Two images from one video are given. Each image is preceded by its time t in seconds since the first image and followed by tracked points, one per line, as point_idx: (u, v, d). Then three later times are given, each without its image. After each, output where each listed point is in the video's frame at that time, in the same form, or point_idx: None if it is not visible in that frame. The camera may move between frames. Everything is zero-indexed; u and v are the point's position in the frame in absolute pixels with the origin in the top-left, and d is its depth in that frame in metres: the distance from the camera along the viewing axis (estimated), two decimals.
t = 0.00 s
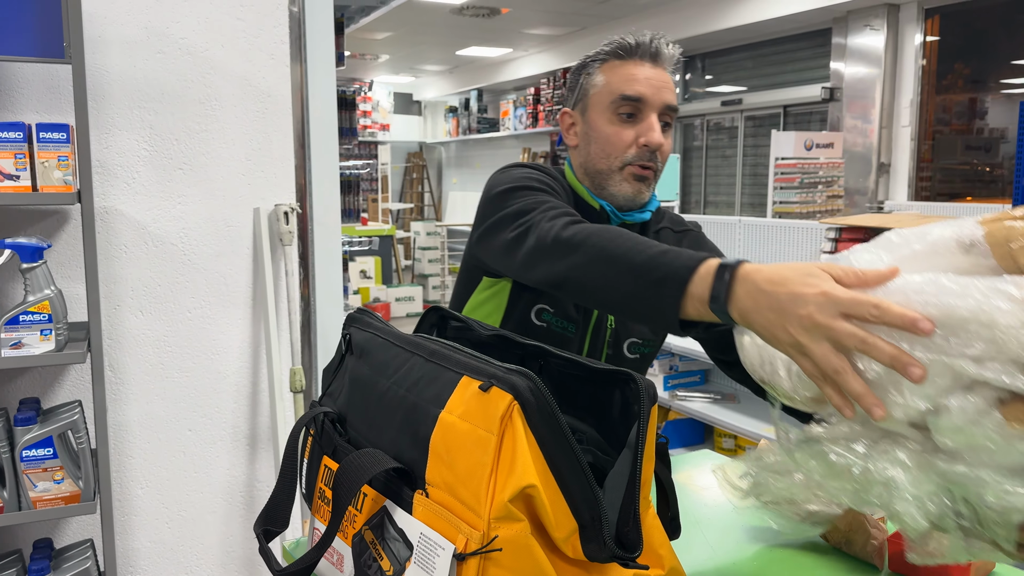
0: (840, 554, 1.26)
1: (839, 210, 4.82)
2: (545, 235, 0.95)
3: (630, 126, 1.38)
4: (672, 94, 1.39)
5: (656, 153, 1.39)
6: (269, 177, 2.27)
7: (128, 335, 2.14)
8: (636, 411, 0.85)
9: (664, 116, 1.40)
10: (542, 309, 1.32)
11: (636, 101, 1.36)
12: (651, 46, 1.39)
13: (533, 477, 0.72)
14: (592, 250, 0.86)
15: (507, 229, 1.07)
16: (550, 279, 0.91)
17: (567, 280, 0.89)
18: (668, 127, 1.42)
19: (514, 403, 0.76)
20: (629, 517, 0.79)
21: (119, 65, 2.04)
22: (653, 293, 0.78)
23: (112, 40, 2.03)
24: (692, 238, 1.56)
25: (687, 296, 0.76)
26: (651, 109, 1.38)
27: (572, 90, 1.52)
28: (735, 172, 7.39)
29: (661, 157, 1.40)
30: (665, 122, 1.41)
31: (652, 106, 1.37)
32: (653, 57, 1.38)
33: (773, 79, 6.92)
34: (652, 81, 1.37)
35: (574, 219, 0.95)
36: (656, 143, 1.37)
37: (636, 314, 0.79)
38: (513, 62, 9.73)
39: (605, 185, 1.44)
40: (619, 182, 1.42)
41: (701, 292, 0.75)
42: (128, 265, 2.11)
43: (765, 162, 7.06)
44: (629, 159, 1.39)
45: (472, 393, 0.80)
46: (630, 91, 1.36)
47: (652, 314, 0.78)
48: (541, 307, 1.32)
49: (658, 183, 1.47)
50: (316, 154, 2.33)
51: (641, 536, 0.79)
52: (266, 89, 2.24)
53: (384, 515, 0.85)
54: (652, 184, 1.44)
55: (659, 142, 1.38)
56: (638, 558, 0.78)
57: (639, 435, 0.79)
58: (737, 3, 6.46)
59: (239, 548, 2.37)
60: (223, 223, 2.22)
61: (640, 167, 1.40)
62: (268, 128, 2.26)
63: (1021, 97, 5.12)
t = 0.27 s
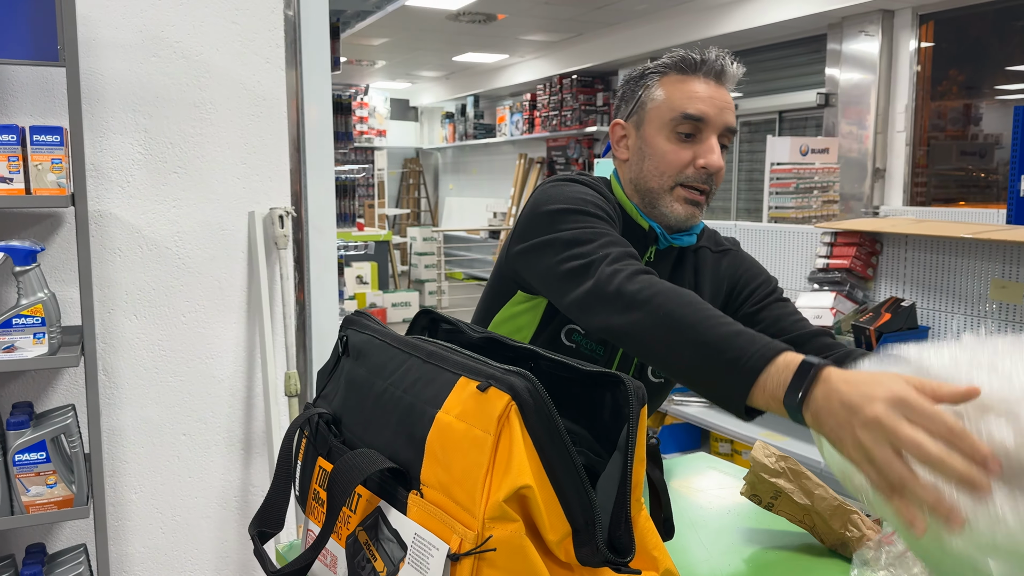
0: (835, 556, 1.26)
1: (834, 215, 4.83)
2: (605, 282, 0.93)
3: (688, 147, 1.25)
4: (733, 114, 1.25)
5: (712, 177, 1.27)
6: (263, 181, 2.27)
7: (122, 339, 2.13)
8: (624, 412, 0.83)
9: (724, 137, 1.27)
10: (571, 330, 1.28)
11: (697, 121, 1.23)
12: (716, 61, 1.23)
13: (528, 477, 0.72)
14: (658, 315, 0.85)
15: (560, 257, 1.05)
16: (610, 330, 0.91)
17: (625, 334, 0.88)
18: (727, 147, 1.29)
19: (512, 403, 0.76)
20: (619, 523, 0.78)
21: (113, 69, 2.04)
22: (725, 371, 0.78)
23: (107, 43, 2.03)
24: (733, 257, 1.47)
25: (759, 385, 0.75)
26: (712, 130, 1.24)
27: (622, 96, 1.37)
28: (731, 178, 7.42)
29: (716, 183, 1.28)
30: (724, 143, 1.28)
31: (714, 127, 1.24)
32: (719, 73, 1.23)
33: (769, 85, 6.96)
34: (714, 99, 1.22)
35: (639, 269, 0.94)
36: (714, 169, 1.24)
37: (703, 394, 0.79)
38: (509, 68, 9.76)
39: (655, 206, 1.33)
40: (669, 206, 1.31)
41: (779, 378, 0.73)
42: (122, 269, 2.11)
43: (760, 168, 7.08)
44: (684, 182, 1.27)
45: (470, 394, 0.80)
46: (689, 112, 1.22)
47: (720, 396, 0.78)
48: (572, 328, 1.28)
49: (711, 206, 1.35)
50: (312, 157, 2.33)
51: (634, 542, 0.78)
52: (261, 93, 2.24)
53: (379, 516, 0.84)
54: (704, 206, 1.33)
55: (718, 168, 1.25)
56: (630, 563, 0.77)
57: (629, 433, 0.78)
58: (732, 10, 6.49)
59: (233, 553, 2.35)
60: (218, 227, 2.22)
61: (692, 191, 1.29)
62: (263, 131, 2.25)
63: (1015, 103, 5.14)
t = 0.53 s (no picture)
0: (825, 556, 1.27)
1: (828, 218, 4.84)
2: (601, 299, 0.97)
3: (692, 160, 1.25)
4: (740, 126, 1.24)
5: (716, 191, 1.27)
6: (256, 183, 2.27)
7: (114, 342, 2.12)
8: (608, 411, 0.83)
9: (729, 149, 1.27)
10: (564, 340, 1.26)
11: (701, 134, 1.22)
12: (723, 71, 1.22)
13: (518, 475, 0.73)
14: (657, 338, 0.90)
15: (555, 266, 1.08)
16: (605, 346, 0.95)
17: (622, 347, 0.93)
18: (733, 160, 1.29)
19: (503, 402, 0.76)
20: (607, 523, 0.78)
21: (106, 71, 2.04)
22: (720, 401, 0.84)
23: (99, 46, 2.03)
24: (731, 266, 1.45)
25: (755, 419, 0.82)
26: (717, 142, 1.24)
27: (628, 103, 1.35)
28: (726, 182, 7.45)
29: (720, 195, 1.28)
30: (729, 155, 1.27)
31: (718, 140, 1.23)
32: (726, 83, 1.21)
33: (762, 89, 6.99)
34: (720, 112, 1.22)
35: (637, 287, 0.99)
36: (717, 183, 1.24)
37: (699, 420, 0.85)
38: (504, 72, 9.79)
39: (657, 218, 1.32)
40: (673, 219, 1.30)
41: (775, 414, 0.81)
42: (115, 272, 2.10)
43: (755, 172, 7.11)
44: (687, 196, 1.27)
45: (462, 393, 0.81)
46: (694, 124, 1.22)
47: (711, 423, 0.85)
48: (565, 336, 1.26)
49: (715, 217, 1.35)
50: (304, 160, 2.33)
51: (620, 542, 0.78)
52: (253, 96, 2.24)
53: (368, 515, 0.84)
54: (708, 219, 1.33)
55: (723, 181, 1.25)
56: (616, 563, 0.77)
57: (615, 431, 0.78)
58: (726, 14, 6.53)
59: (226, 556, 2.34)
60: (211, 229, 2.21)
61: (696, 204, 1.29)
62: (256, 134, 2.26)
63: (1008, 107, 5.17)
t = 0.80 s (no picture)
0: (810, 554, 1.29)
1: (820, 221, 4.86)
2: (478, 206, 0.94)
3: (592, 152, 1.26)
4: (642, 117, 1.23)
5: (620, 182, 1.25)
6: (248, 186, 2.27)
7: (106, 344, 2.12)
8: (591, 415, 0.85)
9: (634, 141, 1.24)
10: (521, 321, 1.27)
11: (596, 125, 1.24)
12: (621, 65, 1.24)
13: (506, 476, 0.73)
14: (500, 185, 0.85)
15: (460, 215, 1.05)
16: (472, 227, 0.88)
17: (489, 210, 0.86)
18: (644, 152, 1.25)
19: (493, 403, 0.77)
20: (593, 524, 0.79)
21: (96, 73, 2.04)
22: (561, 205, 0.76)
23: (90, 48, 2.03)
24: (692, 253, 1.43)
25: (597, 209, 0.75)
26: (613, 132, 1.24)
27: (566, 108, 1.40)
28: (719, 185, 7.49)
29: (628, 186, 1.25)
30: (636, 146, 1.25)
31: (614, 129, 1.23)
32: (619, 75, 1.23)
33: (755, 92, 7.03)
34: (612, 103, 1.23)
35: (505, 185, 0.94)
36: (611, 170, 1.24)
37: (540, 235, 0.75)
38: (498, 75, 9.81)
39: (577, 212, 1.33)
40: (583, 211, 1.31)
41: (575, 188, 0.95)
42: (106, 274, 2.10)
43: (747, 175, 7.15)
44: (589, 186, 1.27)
45: (453, 394, 0.81)
46: (590, 118, 1.24)
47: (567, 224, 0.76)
48: (521, 319, 1.27)
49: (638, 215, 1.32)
50: (297, 163, 2.34)
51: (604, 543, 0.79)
52: (245, 98, 2.25)
53: (357, 515, 0.85)
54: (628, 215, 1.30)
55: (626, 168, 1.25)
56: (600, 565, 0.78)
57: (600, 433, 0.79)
58: (718, 18, 6.56)
59: (217, 559, 2.34)
60: (202, 232, 2.21)
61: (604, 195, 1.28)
62: (247, 137, 2.26)
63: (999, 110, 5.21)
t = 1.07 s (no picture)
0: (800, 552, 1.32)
1: (814, 222, 4.89)
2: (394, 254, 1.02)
3: (512, 147, 1.33)
4: (551, 110, 1.28)
5: (539, 171, 1.33)
6: (242, 186, 2.27)
7: (100, 345, 2.12)
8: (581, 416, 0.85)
9: (547, 132, 1.30)
10: (473, 311, 1.37)
11: (511, 122, 1.31)
12: (526, 61, 1.28)
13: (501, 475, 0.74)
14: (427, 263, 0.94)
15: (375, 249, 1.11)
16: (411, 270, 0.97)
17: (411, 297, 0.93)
18: (559, 141, 1.31)
19: (489, 403, 0.77)
20: (583, 528, 0.79)
21: (90, 73, 2.04)
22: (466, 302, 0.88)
23: (84, 48, 2.03)
24: (635, 239, 1.54)
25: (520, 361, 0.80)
26: (526, 127, 1.30)
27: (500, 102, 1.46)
28: (714, 186, 7.51)
29: (547, 174, 1.32)
30: (551, 137, 1.31)
31: (526, 124, 1.30)
32: (527, 73, 1.27)
33: (749, 93, 7.06)
34: (523, 100, 1.28)
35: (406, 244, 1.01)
36: (528, 164, 1.31)
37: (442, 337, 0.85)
38: (494, 76, 9.82)
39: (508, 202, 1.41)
40: (512, 203, 1.38)
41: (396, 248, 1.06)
42: (100, 275, 2.10)
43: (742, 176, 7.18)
44: (513, 180, 1.35)
45: (448, 394, 0.81)
46: (506, 117, 1.31)
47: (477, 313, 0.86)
48: (472, 308, 1.37)
49: (564, 199, 1.38)
50: (291, 163, 2.34)
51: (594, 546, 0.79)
52: (239, 98, 2.25)
53: (351, 515, 0.85)
54: (552, 200, 1.36)
55: (537, 164, 1.31)
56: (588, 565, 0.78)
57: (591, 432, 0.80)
58: (713, 19, 6.58)
59: (212, 560, 2.34)
60: (197, 232, 2.21)
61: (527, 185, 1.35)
62: (242, 137, 2.26)
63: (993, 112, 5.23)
